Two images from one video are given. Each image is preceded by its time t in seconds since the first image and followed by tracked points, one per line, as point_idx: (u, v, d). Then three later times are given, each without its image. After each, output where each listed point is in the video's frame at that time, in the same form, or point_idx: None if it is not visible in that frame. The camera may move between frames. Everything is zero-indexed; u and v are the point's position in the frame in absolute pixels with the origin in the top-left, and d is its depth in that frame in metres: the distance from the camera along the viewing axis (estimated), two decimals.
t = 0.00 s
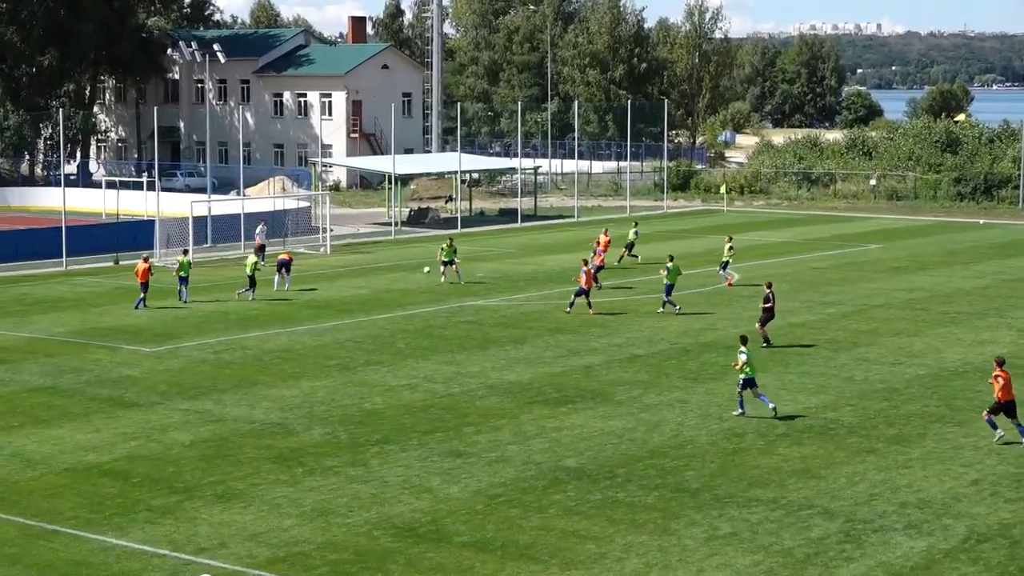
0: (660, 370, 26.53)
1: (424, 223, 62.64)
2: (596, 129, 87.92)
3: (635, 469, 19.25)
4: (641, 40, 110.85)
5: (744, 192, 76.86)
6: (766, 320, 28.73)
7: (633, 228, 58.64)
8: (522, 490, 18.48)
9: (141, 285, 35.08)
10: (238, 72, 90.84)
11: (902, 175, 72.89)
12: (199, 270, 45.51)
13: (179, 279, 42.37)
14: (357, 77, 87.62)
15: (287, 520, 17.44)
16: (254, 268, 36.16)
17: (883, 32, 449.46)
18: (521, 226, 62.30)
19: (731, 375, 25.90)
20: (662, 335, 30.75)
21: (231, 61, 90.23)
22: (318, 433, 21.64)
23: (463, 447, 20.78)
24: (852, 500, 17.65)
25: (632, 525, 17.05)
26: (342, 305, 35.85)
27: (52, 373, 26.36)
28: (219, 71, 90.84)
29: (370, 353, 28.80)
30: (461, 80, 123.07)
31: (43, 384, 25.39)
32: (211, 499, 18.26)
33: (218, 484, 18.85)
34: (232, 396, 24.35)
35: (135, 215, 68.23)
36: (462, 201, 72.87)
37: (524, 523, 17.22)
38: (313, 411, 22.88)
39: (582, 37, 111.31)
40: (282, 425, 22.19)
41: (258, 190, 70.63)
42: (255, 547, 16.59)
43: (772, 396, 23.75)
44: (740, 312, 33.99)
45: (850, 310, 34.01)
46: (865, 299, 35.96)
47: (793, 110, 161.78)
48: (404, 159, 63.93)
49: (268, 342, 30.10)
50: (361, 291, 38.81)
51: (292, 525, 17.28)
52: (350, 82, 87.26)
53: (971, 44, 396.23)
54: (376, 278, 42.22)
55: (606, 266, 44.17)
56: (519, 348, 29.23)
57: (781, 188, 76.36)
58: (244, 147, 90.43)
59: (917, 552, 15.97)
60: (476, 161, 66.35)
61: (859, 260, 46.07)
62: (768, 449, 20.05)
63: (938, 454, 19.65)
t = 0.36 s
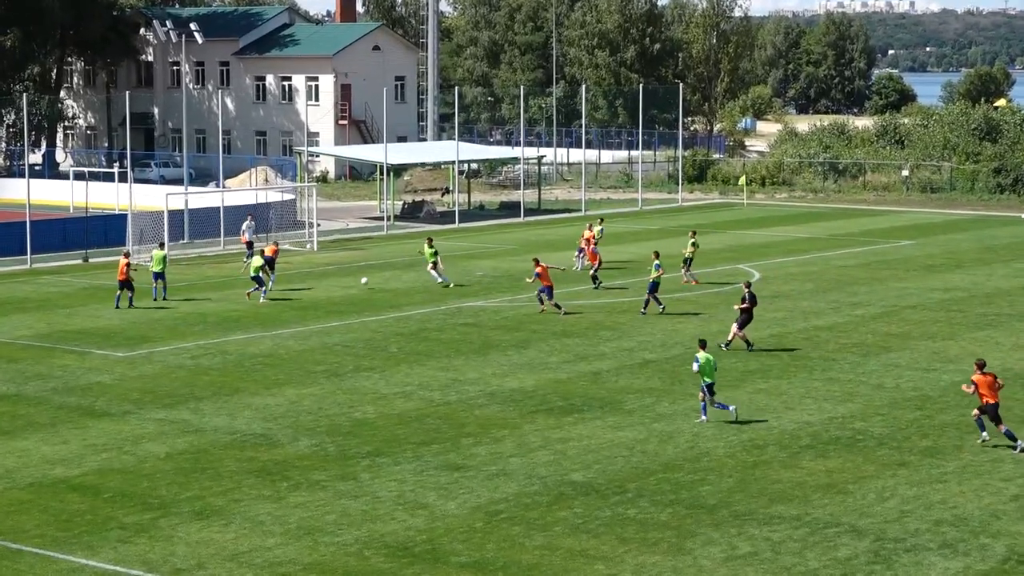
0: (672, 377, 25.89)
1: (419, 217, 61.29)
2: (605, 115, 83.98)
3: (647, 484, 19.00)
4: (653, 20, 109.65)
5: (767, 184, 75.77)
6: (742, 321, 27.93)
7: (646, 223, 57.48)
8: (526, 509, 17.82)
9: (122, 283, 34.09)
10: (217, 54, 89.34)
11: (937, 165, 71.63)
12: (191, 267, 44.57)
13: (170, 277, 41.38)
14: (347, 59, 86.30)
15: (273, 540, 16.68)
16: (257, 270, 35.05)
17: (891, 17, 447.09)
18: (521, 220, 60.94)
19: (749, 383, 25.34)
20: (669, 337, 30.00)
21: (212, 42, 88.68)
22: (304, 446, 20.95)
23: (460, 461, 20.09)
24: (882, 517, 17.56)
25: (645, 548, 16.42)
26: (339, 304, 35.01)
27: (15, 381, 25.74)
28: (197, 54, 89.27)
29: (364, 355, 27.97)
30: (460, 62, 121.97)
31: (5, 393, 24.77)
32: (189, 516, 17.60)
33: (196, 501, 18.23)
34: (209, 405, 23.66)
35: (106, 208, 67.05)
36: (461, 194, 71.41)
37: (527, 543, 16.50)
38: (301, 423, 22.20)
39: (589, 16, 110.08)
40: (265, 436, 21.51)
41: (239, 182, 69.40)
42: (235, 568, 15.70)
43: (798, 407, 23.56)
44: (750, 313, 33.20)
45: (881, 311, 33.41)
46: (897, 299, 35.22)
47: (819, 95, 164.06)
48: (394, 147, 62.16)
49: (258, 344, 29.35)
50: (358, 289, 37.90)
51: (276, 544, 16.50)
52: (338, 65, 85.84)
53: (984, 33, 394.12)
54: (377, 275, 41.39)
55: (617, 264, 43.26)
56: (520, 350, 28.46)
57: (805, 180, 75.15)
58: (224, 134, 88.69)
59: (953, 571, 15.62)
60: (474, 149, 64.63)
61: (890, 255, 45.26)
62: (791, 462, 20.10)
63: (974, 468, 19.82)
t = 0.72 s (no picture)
0: (680, 377, 25.86)
1: (426, 216, 61.27)
2: (612, 114, 85.32)
3: (654, 484, 18.93)
4: (661, 19, 109.36)
5: (774, 184, 75.62)
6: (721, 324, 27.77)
7: (653, 223, 57.37)
8: (530, 509, 17.80)
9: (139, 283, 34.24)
10: (222, 53, 89.36)
11: (946, 164, 71.49)
12: (196, 266, 44.54)
13: (176, 278, 41.33)
14: (353, 58, 86.23)
15: (278, 540, 16.68)
16: (283, 265, 35.84)
17: (897, 15, 446.46)
18: (529, 220, 60.83)
19: (757, 383, 25.30)
20: (677, 338, 29.94)
21: (217, 40, 88.71)
22: (311, 446, 20.89)
23: (465, 461, 20.07)
24: (890, 518, 17.48)
25: (651, 548, 16.38)
26: (345, 304, 34.94)
27: (20, 381, 25.72)
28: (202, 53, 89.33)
29: (369, 355, 27.97)
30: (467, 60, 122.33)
31: (11, 393, 24.76)
32: (194, 516, 17.56)
33: (201, 501, 18.17)
34: (216, 406, 23.60)
35: (109, 206, 67.04)
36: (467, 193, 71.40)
37: (533, 544, 16.47)
38: (308, 423, 22.17)
39: (596, 14, 109.61)
40: (271, 437, 21.47)
41: (244, 181, 69.45)
42: (241, 569, 15.66)
43: (806, 407, 23.51)
44: (758, 314, 33.17)
45: (889, 311, 33.34)
46: (905, 299, 35.11)
47: (827, 93, 163.72)
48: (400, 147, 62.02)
49: (262, 343, 29.35)
50: (364, 289, 37.79)
51: (281, 545, 16.45)
52: (344, 63, 85.75)
53: (993, 31, 393.02)
54: (384, 274, 41.32)
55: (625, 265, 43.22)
56: (526, 350, 28.43)
57: (812, 180, 75.02)
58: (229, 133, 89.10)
59: (961, 573, 15.56)
60: (480, 147, 64.84)
61: (899, 255, 45.13)
62: (799, 463, 20.03)
63: (983, 470, 19.71)
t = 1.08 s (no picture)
0: (687, 377, 25.85)
1: (432, 216, 61.30)
2: (618, 114, 85.28)
3: (660, 484, 18.92)
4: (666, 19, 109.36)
5: (780, 184, 75.55)
6: (717, 320, 27.84)
7: (660, 223, 57.34)
8: (537, 509, 17.80)
9: (157, 285, 34.13)
10: (227, 53, 89.43)
11: (952, 164, 71.38)
12: (202, 266, 44.53)
13: (182, 277, 41.33)
14: (359, 58, 86.31)
15: (285, 540, 16.67)
16: (299, 264, 36.32)
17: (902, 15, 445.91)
18: (535, 220, 60.84)
19: (763, 383, 25.28)
20: (684, 338, 29.94)
21: (222, 40, 88.81)
22: (317, 446, 20.89)
23: (471, 461, 20.07)
24: (896, 519, 17.46)
25: (657, 547, 16.40)
26: (352, 304, 34.97)
27: (26, 381, 25.72)
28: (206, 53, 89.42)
29: (376, 355, 27.99)
30: (472, 60, 122.47)
31: (17, 392, 24.78)
32: (200, 516, 17.57)
33: (207, 501, 18.17)
34: (223, 406, 23.61)
35: (115, 207, 67.14)
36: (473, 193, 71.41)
37: (540, 544, 16.47)
38: (314, 423, 22.16)
39: (602, 15, 109.67)
40: (277, 437, 21.48)
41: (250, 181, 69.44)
42: (247, 569, 15.67)
43: (812, 407, 23.50)
44: (765, 314, 33.15)
45: (896, 311, 33.31)
46: (911, 300, 35.09)
47: (834, 93, 163.21)
48: (406, 146, 62.08)
49: (269, 343, 29.36)
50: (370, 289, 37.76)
51: (287, 545, 16.46)
52: (349, 63, 85.82)
53: (998, 31, 392.60)
54: (390, 274, 41.30)
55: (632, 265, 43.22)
56: (533, 350, 28.44)
57: (819, 180, 74.96)
58: (235, 133, 88.60)
59: (967, 573, 15.54)
60: (486, 147, 64.86)
61: (905, 255, 45.08)
62: (805, 463, 20.02)
63: (989, 470, 19.69)
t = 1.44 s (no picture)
0: (687, 377, 25.85)
1: (433, 216, 61.30)
2: (618, 114, 85.20)
3: (660, 485, 18.90)
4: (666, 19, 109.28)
5: (780, 185, 75.51)
6: (717, 319, 28.02)
7: (660, 223, 57.30)
8: (537, 509, 17.80)
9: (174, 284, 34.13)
10: (228, 53, 89.43)
11: (953, 164, 71.35)
12: (202, 266, 44.49)
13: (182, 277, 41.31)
14: (359, 58, 86.31)
15: (285, 540, 16.65)
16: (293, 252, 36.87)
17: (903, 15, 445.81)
18: (535, 220, 60.81)
19: (764, 383, 25.29)
20: (685, 338, 29.91)
21: (222, 40, 88.83)
22: (318, 446, 20.87)
23: (471, 462, 20.04)
24: (897, 519, 17.46)
25: (657, 548, 16.38)
26: (352, 304, 34.94)
27: (27, 381, 25.71)
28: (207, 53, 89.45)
29: (375, 355, 27.96)
30: (472, 60, 122.53)
31: (17, 392, 24.77)
32: (200, 516, 17.56)
33: (208, 501, 18.17)
34: (223, 405, 23.59)
35: (116, 206, 67.17)
36: (473, 192, 71.40)
37: (540, 544, 16.46)
38: (314, 424, 22.14)
39: (602, 14, 109.66)
40: (277, 437, 21.46)
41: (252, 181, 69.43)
42: (247, 569, 15.66)
43: (812, 407, 23.49)
44: (766, 314, 33.11)
45: (896, 311, 33.30)
46: (912, 300, 35.06)
47: (834, 93, 163.09)
48: (406, 146, 62.04)
49: (269, 342, 29.34)
50: (367, 289, 37.70)
51: (287, 545, 16.45)
52: (350, 63, 85.80)
53: (999, 31, 392.46)
54: (389, 274, 41.29)
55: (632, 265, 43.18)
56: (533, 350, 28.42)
57: (819, 180, 74.90)
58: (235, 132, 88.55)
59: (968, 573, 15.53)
60: (486, 147, 64.84)
61: (906, 255, 45.05)
62: (805, 463, 20.01)
63: (989, 470, 19.69)
